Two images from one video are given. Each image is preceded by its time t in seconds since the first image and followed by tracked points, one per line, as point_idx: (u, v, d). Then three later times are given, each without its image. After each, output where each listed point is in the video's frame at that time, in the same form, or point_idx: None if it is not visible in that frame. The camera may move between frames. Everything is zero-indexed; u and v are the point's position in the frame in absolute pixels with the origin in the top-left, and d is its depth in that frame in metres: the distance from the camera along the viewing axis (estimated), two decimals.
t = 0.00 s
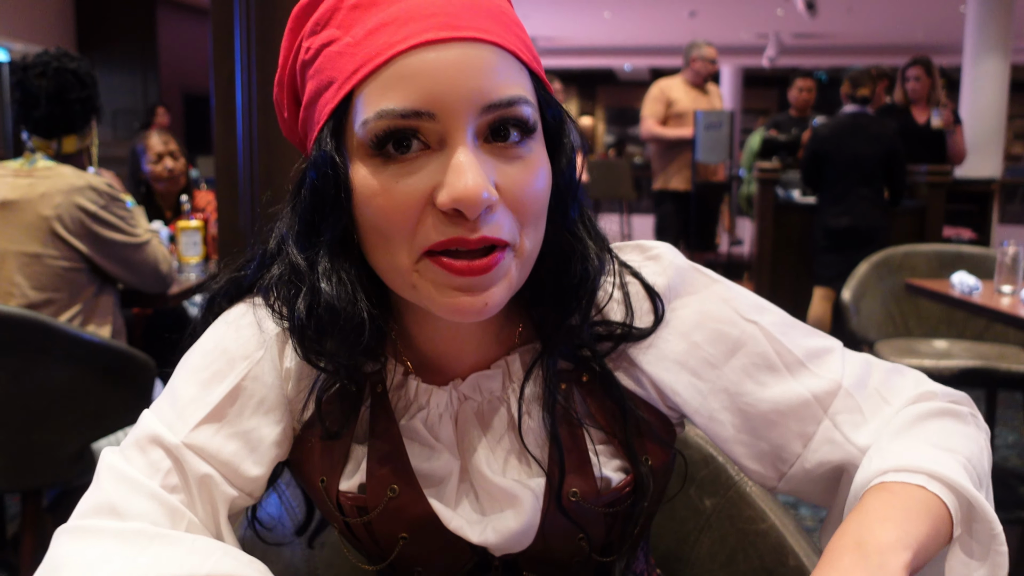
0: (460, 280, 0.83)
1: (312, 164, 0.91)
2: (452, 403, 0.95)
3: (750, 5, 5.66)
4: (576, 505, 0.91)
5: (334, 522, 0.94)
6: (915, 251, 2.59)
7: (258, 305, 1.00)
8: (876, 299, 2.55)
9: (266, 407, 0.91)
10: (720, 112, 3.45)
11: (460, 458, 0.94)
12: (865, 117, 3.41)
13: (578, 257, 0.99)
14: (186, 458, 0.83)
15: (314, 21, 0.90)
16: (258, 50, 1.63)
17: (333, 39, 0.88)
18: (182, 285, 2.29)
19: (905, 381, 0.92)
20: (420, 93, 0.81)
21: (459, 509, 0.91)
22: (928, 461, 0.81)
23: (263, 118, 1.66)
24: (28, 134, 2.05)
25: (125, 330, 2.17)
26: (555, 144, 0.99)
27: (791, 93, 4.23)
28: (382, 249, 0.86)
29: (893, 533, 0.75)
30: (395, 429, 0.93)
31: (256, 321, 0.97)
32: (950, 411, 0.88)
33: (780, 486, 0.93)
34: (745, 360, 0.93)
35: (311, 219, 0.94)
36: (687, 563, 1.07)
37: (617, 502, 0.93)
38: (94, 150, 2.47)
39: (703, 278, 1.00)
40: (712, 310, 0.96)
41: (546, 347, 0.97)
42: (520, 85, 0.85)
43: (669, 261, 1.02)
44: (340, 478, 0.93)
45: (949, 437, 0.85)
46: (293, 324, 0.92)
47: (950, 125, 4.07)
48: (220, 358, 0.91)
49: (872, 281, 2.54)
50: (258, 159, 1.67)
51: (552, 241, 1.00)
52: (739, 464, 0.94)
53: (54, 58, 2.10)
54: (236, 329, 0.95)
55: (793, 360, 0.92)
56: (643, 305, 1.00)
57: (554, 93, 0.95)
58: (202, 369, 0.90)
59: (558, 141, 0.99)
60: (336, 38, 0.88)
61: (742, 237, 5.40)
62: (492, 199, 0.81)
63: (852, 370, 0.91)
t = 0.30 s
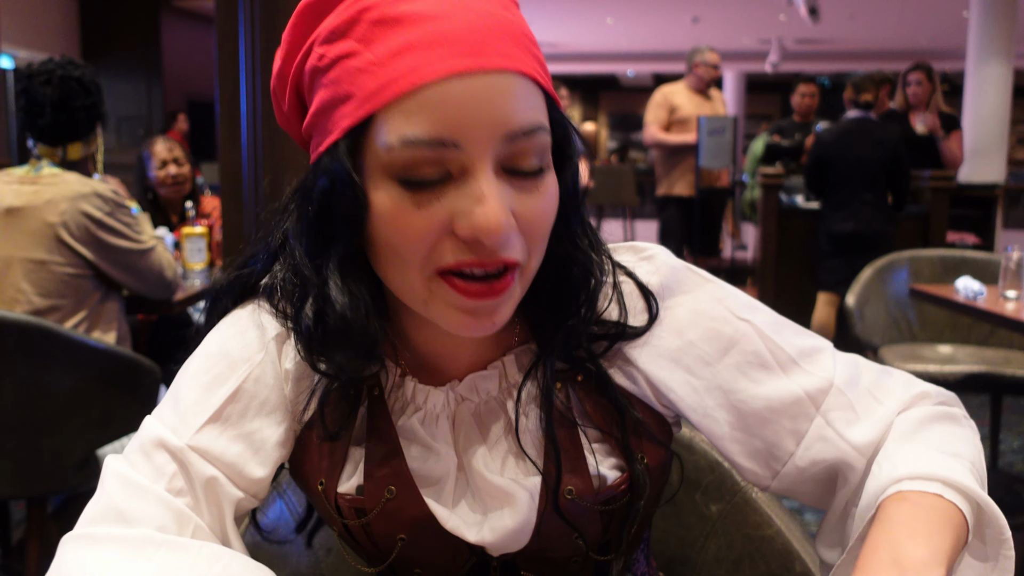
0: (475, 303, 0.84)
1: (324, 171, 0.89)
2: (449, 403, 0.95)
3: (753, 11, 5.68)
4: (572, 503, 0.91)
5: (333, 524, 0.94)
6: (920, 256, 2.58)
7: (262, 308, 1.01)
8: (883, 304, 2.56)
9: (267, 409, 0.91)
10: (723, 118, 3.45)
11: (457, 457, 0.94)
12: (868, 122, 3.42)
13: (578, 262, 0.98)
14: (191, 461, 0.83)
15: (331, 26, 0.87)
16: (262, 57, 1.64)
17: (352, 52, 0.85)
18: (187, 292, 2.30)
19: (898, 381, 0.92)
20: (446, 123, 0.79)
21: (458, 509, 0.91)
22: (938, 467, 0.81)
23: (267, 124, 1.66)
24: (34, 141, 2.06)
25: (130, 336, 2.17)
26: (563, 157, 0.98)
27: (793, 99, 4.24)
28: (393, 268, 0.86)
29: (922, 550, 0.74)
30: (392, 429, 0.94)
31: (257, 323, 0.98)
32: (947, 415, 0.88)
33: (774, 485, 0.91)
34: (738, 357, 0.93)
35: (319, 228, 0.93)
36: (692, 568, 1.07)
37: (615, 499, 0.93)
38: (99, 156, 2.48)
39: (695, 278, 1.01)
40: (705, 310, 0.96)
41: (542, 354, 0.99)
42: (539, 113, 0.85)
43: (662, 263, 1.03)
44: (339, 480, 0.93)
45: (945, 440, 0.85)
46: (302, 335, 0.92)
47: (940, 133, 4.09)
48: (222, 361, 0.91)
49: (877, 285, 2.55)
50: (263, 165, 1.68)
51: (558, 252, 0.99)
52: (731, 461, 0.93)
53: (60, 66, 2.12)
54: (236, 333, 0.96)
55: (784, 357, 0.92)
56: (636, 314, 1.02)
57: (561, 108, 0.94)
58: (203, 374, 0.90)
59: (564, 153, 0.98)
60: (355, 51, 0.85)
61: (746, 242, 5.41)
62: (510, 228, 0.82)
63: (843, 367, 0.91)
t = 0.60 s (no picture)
0: (493, 318, 0.87)
1: (341, 186, 0.89)
2: (452, 407, 0.95)
3: (756, 15, 5.68)
4: (574, 506, 0.91)
5: (334, 529, 0.94)
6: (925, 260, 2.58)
7: (265, 326, 0.99)
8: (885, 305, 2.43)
9: (269, 415, 0.91)
10: (726, 123, 3.45)
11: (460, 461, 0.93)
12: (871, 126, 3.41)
13: (586, 268, 1.00)
14: (195, 467, 0.83)
15: (349, 42, 0.85)
16: (266, 64, 1.64)
17: (374, 72, 0.84)
18: (192, 298, 2.30)
19: (890, 390, 0.93)
20: (469, 151, 0.80)
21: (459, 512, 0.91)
22: (920, 465, 0.82)
23: (271, 131, 1.66)
24: (38, 149, 2.07)
25: (134, 342, 2.18)
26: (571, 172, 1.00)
27: (797, 103, 4.24)
28: (409, 283, 0.88)
29: (901, 534, 0.76)
30: (394, 433, 0.94)
31: (256, 328, 0.99)
32: (930, 419, 0.89)
33: (767, 488, 0.92)
34: (737, 363, 0.93)
35: (331, 242, 0.93)
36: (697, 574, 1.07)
37: (615, 499, 0.93)
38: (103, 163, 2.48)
39: (696, 284, 1.01)
40: (705, 315, 0.97)
41: (549, 359, 0.98)
42: (556, 136, 0.87)
43: (667, 268, 1.04)
44: (341, 485, 0.93)
45: (927, 443, 0.86)
46: (320, 348, 0.92)
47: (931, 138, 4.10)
48: (224, 368, 0.92)
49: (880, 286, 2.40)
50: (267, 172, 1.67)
51: (567, 263, 1.00)
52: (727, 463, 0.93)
53: (64, 73, 2.13)
54: (238, 340, 0.96)
55: (782, 362, 0.93)
56: (640, 314, 1.02)
57: (569, 119, 0.94)
58: (206, 380, 0.90)
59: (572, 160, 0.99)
60: (375, 70, 0.84)
61: (750, 246, 5.41)
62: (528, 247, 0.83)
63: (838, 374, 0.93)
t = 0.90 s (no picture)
0: (493, 307, 0.85)
1: (337, 182, 0.91)
2: (461, 408, 0.95)
3: (758, 16, 5.68)
4: (585, 507, 0.91)
5: (342, 528, 0.94)
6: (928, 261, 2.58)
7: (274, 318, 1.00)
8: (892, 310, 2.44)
9: (276, 417, 0.91)
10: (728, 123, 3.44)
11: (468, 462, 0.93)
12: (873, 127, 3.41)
13: (593, 271, 1.00)
14: (200, 468, 0.83)
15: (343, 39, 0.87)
16: (268, 65, 1.63)
17: (365, 67, 0.86)
18: (194, 299, 2.30)
19: (880, 437, 0.92)
20: (455, 144, 0.80)
21: (467, 512, 0.91)
22: (876, 519, 0.81)
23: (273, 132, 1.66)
24: (40, 150, 2.07)
25: (136, 344, 2.18)
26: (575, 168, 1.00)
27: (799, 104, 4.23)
28: (404, 278, 0.89)
29: None
30: (402, 434, 0.93)
31: (266, 328, 0.98)
32: (903, 468, 0.88)
33: (748, 506, 0.94)
34: (737, 386, 0.93)
35: (335, 239, 0.97)
36: None
37: (625, 502, 0.92)
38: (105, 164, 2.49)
39: (709, 299, 1.00)
40: (713, 331, 0.96)
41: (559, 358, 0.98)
42: (550, 128, 0.86)
43: (681, 280, 1.04)
44: (350, 484, 0.93)
45: (892, 493, 0.85)
46: (315, 343, 0.93)
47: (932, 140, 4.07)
48: (231, 369, 0.91)
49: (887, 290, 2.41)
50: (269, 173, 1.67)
51: (571, 263, 1.00)
52: (714, 478, 0.94)
53: (66, 75, 2.13)
54: (246, 340, 0.95)
55: (783, 392, 0.92)
56: (649, 321, 1.01)
57: (571, 113, 0.94)
58: (212, 381, 0.90)
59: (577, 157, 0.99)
60: (366, 66, 0.86)
61: (752, 248, 5.40)
62: (519, 242, 0.83)
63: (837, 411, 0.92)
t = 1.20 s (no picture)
0: (482, 310, 0.86)
1: (333, 181, 0.91)
2: (464, 405, 0.96)
3: (760, 16, 5.68)
4: (585, 506, 0.90)
5: (342, 530, 0.94)
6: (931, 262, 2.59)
7: (270, 318, 1.01)
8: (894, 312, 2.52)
9: (274, 419, 0.91)
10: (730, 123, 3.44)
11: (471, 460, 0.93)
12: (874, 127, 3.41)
13: (592, 270, 1.00)
14: (196, 471, 0.83)
15: (338, 39, 0.88)
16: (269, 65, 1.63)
17: (359, 66, 0.86)
18: (195, 299, 2.30)
19: (885, 412, 0.92)
20: (454, 139, 0.80)
21: (469, 512, 0.91)
22: (903, 489, 0.81)
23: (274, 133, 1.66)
24: (42, 151, 2.07)
25: (137, 344, 2.18)
26: (572, 167, 1.00)
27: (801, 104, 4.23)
28: (404, 274, 0.88)
29: (877, 556, 0.76)
30: (404, 434, 0.94)
31: (264, 330, 0.98)
32: (915, 441, 0.88)
33: (761, 495, 0.92)
34: (743, 372, 0.92)
35: (331, 240, 0.95)
36: None
37: (628, 500, 0.92)
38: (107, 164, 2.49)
39: (708, 290, 1.01)
40: (716, 322, 0.96)
41: (560, 357, 0.99)
42: (546, 123, 0.86)
43: (681, 272, 1.04)
44: (350, 485, 0.93)
45: (914, 465, 0.85)
46: (312, 344, 0.94)
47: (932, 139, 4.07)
48: (229, 371, 0.91)
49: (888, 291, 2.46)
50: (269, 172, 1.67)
51: (569, 260, 1.00)
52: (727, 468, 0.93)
53: (68, 76, 2.13)
54: (244, 343, 0.95)
55: (789, 375, 0.92)
56: (653, 315, 1.01)
57: (569, 113, 0.94)
58: (210, 384, 0.90)
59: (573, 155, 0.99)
60: (362, 64, 0.86)
61: (754, 248, 5.40)
62: (517, 238, 0.83)
63: (842, 392, 0.92)
